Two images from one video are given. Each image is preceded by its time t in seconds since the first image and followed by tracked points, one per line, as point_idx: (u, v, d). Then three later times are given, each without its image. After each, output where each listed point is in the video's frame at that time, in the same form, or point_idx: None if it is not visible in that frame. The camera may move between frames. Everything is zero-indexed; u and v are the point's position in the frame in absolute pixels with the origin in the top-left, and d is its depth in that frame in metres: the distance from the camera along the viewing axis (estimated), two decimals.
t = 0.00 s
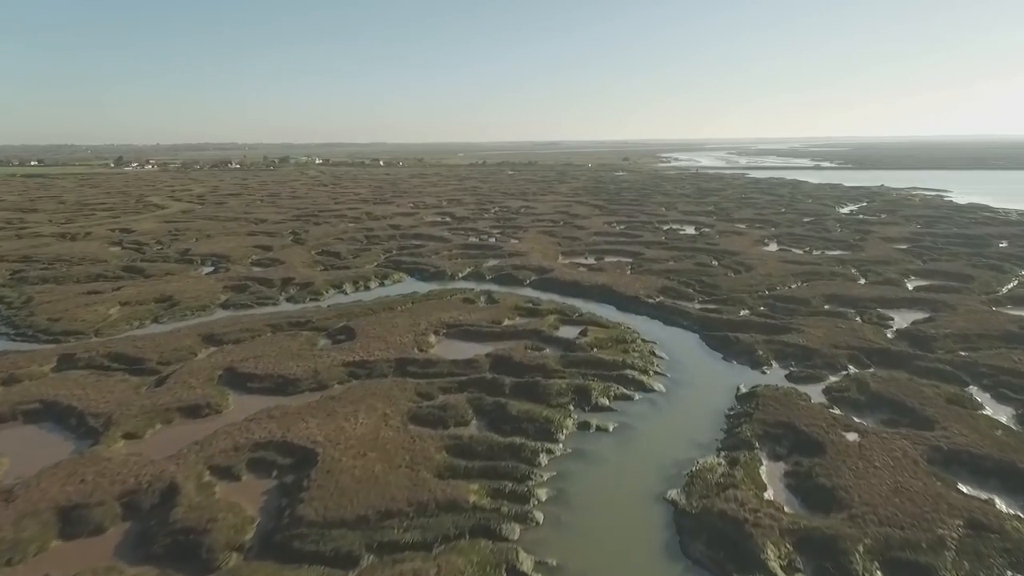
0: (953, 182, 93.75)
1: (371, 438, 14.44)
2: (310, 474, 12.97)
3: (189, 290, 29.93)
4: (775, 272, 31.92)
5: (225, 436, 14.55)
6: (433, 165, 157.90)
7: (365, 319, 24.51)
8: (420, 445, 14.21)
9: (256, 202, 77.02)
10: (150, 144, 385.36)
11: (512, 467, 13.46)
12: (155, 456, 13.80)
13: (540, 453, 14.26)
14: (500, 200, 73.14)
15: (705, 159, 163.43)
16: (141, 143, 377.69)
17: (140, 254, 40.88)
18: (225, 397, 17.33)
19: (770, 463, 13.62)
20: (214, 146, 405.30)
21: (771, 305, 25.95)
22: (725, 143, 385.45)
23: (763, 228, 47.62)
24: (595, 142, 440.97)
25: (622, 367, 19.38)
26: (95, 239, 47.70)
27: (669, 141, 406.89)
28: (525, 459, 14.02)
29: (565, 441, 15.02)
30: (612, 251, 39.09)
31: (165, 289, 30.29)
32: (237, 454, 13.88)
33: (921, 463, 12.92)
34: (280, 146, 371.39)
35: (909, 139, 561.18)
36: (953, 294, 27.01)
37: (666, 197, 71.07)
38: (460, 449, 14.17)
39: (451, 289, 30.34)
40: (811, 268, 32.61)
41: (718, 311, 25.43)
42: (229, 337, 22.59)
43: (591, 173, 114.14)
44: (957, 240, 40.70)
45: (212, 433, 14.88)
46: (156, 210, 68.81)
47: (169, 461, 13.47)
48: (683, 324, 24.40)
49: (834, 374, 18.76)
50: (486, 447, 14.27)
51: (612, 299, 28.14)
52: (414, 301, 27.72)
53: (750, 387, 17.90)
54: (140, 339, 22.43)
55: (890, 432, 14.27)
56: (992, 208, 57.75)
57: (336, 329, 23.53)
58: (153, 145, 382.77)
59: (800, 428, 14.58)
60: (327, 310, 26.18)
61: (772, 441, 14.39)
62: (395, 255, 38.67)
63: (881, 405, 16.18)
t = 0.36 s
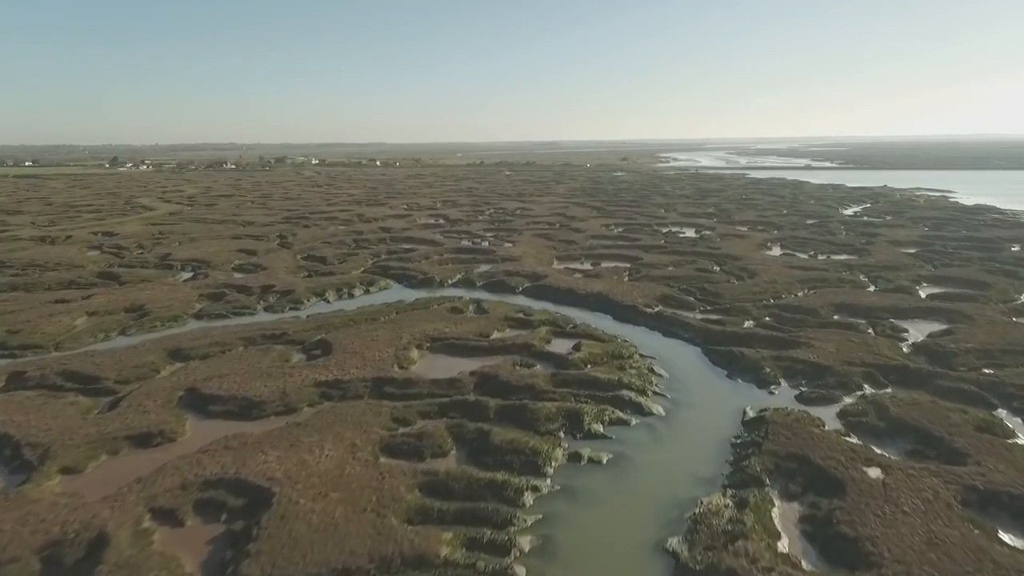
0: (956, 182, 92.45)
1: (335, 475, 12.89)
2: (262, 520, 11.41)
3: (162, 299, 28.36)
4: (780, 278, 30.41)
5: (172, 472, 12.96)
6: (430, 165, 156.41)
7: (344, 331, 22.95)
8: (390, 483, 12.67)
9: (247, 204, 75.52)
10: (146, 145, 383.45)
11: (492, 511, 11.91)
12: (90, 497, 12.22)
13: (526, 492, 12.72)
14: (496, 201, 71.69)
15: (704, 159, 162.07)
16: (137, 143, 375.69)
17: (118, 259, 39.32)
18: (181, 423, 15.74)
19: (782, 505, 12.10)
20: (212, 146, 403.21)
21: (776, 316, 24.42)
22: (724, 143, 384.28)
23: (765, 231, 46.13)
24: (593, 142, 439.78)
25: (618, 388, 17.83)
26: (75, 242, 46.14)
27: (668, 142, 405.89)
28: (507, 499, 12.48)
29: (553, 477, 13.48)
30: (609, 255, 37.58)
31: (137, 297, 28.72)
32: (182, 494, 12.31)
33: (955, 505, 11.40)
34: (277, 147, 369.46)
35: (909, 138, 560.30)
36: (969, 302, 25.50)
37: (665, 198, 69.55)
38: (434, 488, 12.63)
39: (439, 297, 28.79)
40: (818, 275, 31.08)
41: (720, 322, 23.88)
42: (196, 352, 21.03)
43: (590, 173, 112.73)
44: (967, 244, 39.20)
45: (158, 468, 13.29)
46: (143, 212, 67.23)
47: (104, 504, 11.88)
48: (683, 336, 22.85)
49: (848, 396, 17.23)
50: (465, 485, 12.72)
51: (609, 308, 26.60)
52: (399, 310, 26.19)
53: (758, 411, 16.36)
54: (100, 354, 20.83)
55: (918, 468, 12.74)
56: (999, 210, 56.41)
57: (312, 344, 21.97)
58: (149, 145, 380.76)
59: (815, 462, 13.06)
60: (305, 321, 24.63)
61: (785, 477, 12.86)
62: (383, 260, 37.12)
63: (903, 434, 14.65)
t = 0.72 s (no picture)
0: (960, 183, 91.04)
1: (290, 521, 11.35)
2: None
3: (132, 308, 26.80)
4: (785, 285, 28.88)
5: (104, 516, 11.38)
6: (427, 166, 154.99)
7: (319, 345, 21.39)
8: (351, 531, 11.14)
9: (238, 205, 74.04)
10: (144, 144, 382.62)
11: (466, 566, 10.39)
12: (5, 550, 10.67)
13: (506, 540, 11.19)
14: (492, 202, 70.15)
15: (704, 159, 160.66)
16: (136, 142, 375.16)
17: (95, 264, 37.78)
18: (127, 454, 14.18)
19: (799, 557, 10.59)
20: (210, 146, 401.81)
21: (783, 328, 22.88)
22: (724, 143, 382.88)
23: (768, 234, 44.59)
24: (592, 142, 438.34)
25: (612, 411, 16.29)
26: (54, 246, 44.57)
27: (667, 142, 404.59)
28: (484, 549, 10.96)
29: (538, 520, 11.95)
30: (605, 260, 36.06)
31: (106, 306, 27.17)
32: (112, 545, 10.76)
33: (998, 563, 9.90)
34: (275, 146, 369.01)
35: (909, 138, 559.17)
36: (988, 312, 23.98)
37: (665, 200, 68.00)
38: (401, 536, 11.10)
39: (425, 306, 27.24)
40: (825, 282, 29.53)
41: (723, 334, 22.34)
42: (158, 370, 19.46)
43: (589, 173, 111.36)
44: (979, 248, 37.63)
45: (90, 510, 11.71)
46: (130, 214, 65.73)
47: (18, 558, 10.33)
48: (684, 349, 21.32)
49: (865, 420, 15.70)
50: (437, 532, 11.19)
51: (604, 318, 25.06)
52: (381, 321, 24.65)
53: (766, 438, 14.82)
54: (54, 370, 19.29)
55: (952, 513, 11.22)
56: (1007, 211, 54.97)
57: (284, 359, 20.42)
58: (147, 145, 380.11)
59: (835, 505, 11.53)
60: (280, 333, 23.08)
61: (801, 523, 11.34)
62: (370, 265, 35.58)
63: (930, 468, 13.11)
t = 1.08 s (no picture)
0: (964, 183, 89.71)
1: None
2: None
3: (98, 319, 25.17)
4: (791, 294, 27.36)
5: None
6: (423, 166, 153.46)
7: (291, 362, 19.83)
8: None
9: (228, 207, 72.48)
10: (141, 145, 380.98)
11: None
12: None
13: None
14: (487, 204, 68.64)
15: (703, 160, 159.29)
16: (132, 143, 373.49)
17: (69, 270, 36.18)
18: (59, 493, 12.60)
19: None
20: (207, 146, 400.22)
21: (791, 342, 21.35)
22: (723, 143, 381.58)
23: (771, 237, 43.08)
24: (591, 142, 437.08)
25: (606, 440, 14.72)
26: (30, 250, 42.96)
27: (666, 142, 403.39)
28: None
29: None
30: (602, 265, 34.54)
31: (71, 316, 25.60)
32: None
33: None
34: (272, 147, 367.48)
35: (908, 138, 558.14)
36: (1009, 323, 22.50)
37: (664, 201, 66.50)
38: None
39: (409, 316, 25.69)
40: (833, 289, 28.01)
41: (726, 348, 20.79)
42: (113, 390, 17.85)
43: (587, 174, 109.94)
44: (992, 253, 36.15)
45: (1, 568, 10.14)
46: (116, 217, 64.17)
47: None
48: (685, 366, 19.77)
49: (887, 450, 14.18)
50: None
51: (600, 330, 23.51)
52: (361, 333, 23.08)
53: (778, 473, 13.29)
54: None
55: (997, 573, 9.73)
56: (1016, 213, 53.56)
57: (252, 378, 18.84)
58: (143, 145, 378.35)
59: (861, 563, 10.01)
60: (251, 348, 21.51)
61: None
62: (356, 271, 34.02)
63: (965, 511, 11.60)
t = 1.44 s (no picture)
0: (968, 183, 88.30)
1: None
2: None
3: (60, 331, 23.59)
4: (798, 303, 25.82)
5: None
6: (420, 167, 152.08)
7: (258, 382, 18.24)
8: None
9: (217, 209, 70.97)
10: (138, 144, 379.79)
11: None
12: None
13: None
14: (482, 205, 67.19)
15: (703, 160, 157.96)
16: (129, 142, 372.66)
17: (41, 276, 34.59)
18: None
19: None
20: (204, 145, 398.83)
21: (800, 358, 19.83)
22: (723, 143, 380.12)
23: (774, 240, 41.56)
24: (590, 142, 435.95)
25: (598, 476, 13.18)
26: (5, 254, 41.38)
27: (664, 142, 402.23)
28: None
29: None
30: (598, 271, 33.00)
31: (31, 328, 24.01)
32: None
33: None
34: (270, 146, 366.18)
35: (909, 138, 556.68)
36: None
37: (663, 202, 65.00)
38: None
39: (393, 327, 24.12)
40: (842, 298, 26.49)
41: (730, 365, 19.26)
42: (59, 414, 16.30)
43: (586, 174, 108.44)
44: (1004, 258, 34.69)
45: None
46: (101, 219, 62.58)
47: None
48: (685, 385, 18.20)
49: (912, 488, 12.67)
50: None
51: (595, 343, 21.97)
52: (339, 348, 21.52)
53: (792, 518, 11.78)
54: None
55: None
56: None
57: (214, 399, 17.28)
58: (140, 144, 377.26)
59: None
60: (218, 365, 19.92)
61: None
62: (340, 278, 32.45)
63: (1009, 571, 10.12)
